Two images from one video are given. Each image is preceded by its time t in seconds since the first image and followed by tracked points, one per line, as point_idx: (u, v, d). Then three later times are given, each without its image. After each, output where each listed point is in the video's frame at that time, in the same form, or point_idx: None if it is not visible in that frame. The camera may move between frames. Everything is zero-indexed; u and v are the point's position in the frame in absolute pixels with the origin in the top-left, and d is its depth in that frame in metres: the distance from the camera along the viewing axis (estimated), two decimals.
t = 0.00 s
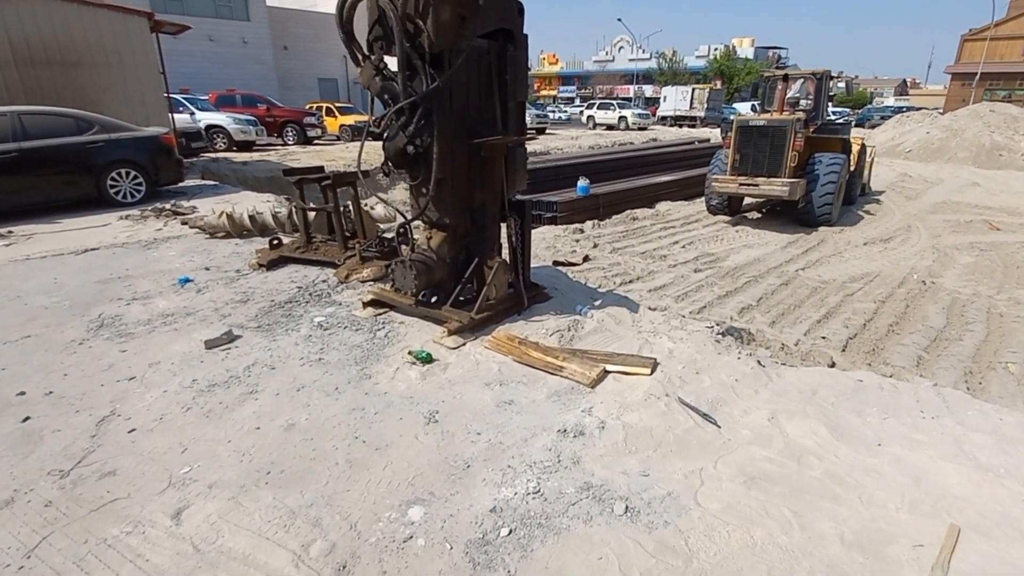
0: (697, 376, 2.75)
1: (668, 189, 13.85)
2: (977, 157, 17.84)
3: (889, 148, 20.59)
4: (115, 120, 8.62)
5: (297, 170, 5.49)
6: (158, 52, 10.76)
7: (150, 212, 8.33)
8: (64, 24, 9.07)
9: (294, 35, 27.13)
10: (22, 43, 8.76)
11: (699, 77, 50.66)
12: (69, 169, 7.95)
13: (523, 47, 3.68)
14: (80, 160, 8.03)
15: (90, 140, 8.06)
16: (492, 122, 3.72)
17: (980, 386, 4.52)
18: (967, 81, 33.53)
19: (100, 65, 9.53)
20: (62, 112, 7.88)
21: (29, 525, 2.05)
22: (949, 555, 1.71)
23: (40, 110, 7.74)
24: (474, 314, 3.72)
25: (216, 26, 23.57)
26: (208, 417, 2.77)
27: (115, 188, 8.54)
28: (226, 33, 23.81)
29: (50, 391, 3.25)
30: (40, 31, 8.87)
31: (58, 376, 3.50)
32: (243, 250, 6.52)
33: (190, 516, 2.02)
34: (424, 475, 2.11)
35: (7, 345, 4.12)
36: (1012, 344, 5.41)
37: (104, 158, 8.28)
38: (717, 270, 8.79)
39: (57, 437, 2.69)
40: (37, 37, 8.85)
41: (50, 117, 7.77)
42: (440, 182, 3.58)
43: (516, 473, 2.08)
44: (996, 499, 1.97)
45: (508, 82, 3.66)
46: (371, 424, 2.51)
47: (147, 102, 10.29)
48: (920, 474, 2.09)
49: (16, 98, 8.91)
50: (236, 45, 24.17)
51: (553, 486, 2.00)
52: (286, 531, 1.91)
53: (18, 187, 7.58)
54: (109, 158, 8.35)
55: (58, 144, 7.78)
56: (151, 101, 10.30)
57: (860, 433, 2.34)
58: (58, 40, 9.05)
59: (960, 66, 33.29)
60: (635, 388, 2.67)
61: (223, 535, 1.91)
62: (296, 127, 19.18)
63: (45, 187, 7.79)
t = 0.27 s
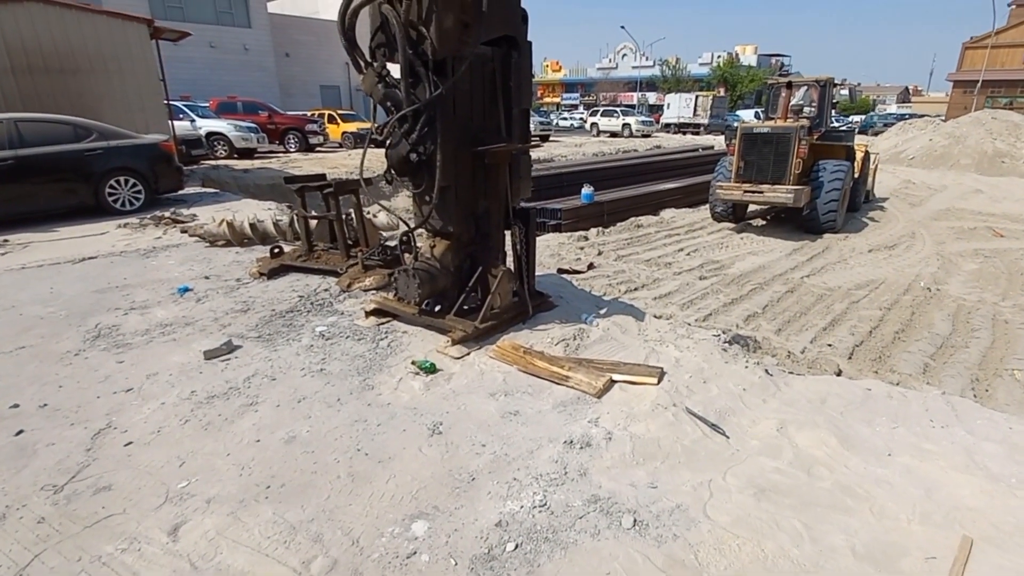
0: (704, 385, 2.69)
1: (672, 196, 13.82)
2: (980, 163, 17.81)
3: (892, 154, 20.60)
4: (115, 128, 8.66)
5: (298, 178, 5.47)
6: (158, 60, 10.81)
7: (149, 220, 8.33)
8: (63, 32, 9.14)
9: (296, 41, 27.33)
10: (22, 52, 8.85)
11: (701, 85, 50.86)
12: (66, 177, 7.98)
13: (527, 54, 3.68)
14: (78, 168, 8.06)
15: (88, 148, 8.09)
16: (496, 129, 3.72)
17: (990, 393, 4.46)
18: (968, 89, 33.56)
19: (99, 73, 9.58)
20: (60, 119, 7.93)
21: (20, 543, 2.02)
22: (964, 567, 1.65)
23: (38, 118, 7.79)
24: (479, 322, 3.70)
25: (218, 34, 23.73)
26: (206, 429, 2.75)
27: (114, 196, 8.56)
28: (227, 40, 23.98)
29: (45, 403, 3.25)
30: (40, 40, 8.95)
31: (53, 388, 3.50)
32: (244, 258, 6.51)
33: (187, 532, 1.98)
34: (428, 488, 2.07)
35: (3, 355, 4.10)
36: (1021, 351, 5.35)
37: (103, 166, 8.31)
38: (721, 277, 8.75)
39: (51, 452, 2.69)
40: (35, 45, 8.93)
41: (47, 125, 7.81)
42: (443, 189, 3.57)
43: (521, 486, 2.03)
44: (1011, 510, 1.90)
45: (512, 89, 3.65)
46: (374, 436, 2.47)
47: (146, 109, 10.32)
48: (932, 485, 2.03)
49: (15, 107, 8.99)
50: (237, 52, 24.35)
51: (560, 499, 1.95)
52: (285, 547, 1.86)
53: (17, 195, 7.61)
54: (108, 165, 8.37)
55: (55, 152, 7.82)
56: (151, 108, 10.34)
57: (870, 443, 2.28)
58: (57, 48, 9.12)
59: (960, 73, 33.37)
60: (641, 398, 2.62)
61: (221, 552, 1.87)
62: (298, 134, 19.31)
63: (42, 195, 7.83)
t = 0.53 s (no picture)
0: (720, 400, 2.61)
1: (675, 202, 13.76)
2: (984, 169, 17.76)
3: (895, 160, 20.56)
4: (115, 134, 8.62)
5: (300, 184, 5.38)
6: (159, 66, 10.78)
7: (150, 227, 8.28)
8: (64, 37, 9.11)
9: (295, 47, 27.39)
10: (22, 56, 8.82)
11: (701, 90, 50.98)
12: (67, 183, 7.93)
13: (527, 57, 3.58)
14: (78, 174, 8.01)
15: (88, 154, 8.04)
16: (498, 133, 3.62)
17: (1008, 406, 4.38)
18: (967, 94, 33.60)
19: (100, 78, 9.54)
20: (61, 125, 7.89)
21: (14, 569, 1.96)
22: None
23: (39, 123, 7.75)
24: (485, 334, 3.61)
25: (218, 40, 23.80)
26: (207, 446, 2.68)
27: (114, 202, 8.50)
28: (227, 46, 24.04)
29: (43, 418, 3.18)
30: (40, 45, 8.93)
31: (51, 401, 3.42)
32: (245, 266, 6.44)
33: (188, 557, 1.90)
34: (439, 511, 1.99)
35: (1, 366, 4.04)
36: None
37: (103, 172, 8.26)
38: (726, 284, 8.69)
39: (48, 470, 2.62)
40: (35, 50, 8.90)
41: (48, 130, 7.77)
42: (446, 195, 3.48)
43: (535, 509, 1.95)
44: None
45: (513, 92, 3.55)
46: (381, 453, 2.39)
47: (147, 115, 10.28)
48: (965, 508, 1.95)
49: (16, 111, 8.95)
50: (237, 58, 24.40)
51: (577, 523, 1.87)
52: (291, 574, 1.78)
53: (16, 201, 7.56)
54: (108, 172, 8.33)
55: (56, 158, 7.78)
56: (151, 114, 10.29)
57: (898, 462, 2.20)
58: (58, 53, 9.08)
59: (958, 78, 33.43)
60: (656, 413, 2.54)
61: None
62: (298, 140, 19.29)
63: (43, 201, 7.78)
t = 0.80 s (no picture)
0: (742, 416, 2.51)
1: (679, 208, 13.68)
2: (991, 174, 17.64)
3: (900, 165, 20.47)
4: (118, 140, 8.57)
5: (302, 190, 5.24)
6: (161, 72, 10.76)
7: (153, 234, 8.22)
8: (66, 44, 9.09)
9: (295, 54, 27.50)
10: (25, 63, 8.82)
11: (702, 95, 51.00)
12: (70, 190, 7.88)
13: (532, 57, 3.46)
14: (81, 181, 7.97)
15: (91, 160, 8.00)
16: (504, 137, 3.51)
17: None
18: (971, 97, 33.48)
19: (102, 84, 9.52)
20: (64, 131, 7.85)
21: None
22: None
23: (42, 130, 7.72)
24: (494, 344, 3.51)
25: (220, 47, 23.88)
26: (210, 463, 2.59)
27: (117, 209, 8.44)
28: (229, 53, 24.12)
29: (42, 432, 3.09)
30: (43, 51, 8.91)
31: (51, 414, 3.34)
32: (248, 274, 6.36)
33: None
34: (453, 536, 1.90)
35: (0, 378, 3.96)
36: None
37: (106, 179, 8.22)
38: (733, 291, 8.59)
39: (47, 488, 2.53)
40: (37, 57, 8.88)
41: (50, 137, 7.73)
42: (452, 201, 3.38)
43: (555, 535, 1.86)
44: None
45: (519, 94, 3.44)
46: (390, 473, 2.30)
47: (149, 121, 10.24)
48: (1013, 536, 1.84)
49: (19, 118, 8.94)
50: (238, 65, 24.48)
51: (599, 551, 1.78)
52: None
53: (18, 208, 7.51)
54: (112, 178, 8.28)
55: (59, 164, 7.74)
56: (154, 120, 10.25)
57: (936, 485, 2.10)
58: (61, 60, 9.06)
59: (960, 82, 33.38)
60: (676, 429, 2.44)
61: None
62: (301, 146, 19.28)
63: (46, 209, 7.74)
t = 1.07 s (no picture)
0: (775, 435, 2.39)
1: (686, 212, 13.56)
2: (1003, 177, 17.42)
3: (909, 167, 20.29)
4: (123, 146, 8.52)
5: (307, 197, 5.12)
6: (166, 78, 10.72)
7: (159, 240, 8.14)
8: (71, 51, 9.03)
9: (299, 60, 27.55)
10: (30, 70, 8.74)
11: (706, 98, 50.88)
12: (75, 196, 7.82)
13: (544, 61, 3.36)
14: (87, 187, 7.91)
15: (96, 166, 7.93)
16: (517, 143, 3.40)
17: None
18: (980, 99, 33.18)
19: (106, 91, 9.47)
20: (70, 137, 7.80)
21: None
22: None
23: (48, 136, 7.66)
24: (509, 358, 3.40)
25: (224, 54, 23.93)
26: (218, 484, 2.48)
27: (123, 215, 8.37)
28: (233, 59, 24.16)
29: (45, 448, 2.98)
30: (48, 58, 8.84)
31: (55, 429, 3.24)
32: (254, 281, 6.27)
33: None
34: (476, 569, 1.78)
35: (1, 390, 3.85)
36: None
37: (112, 185, 8.15)
38: (745, 297, 8.45)
39: (49, 510, 2.43)
40: (43, 64, 8.82)
41: (55, 143, 7.67)
42: (464, 209, 3.26)
43: (586, 569, 1.74)
44: None
45: (531, 98, 3.33)
46: (407, 497, 2.19)
47: (154, 127, 10.19)
48: None
49: (25, 126, 8.88)
50: (242, 71, 24.52)
51: None
52: None
53: (23, 215, 7.44)
54: (117, 184, 8.21)
55: (64, 170, 7.68)
56: (158, 126, 10.22)
57: (992, 514, 1.97)
58: (66, 66, 9.00)
59: (969, 84, 33.12)
60: (706, 450, 2.32)
61: None
62: (305, 151, 19.24)
63: (51, 215, 7.67)
